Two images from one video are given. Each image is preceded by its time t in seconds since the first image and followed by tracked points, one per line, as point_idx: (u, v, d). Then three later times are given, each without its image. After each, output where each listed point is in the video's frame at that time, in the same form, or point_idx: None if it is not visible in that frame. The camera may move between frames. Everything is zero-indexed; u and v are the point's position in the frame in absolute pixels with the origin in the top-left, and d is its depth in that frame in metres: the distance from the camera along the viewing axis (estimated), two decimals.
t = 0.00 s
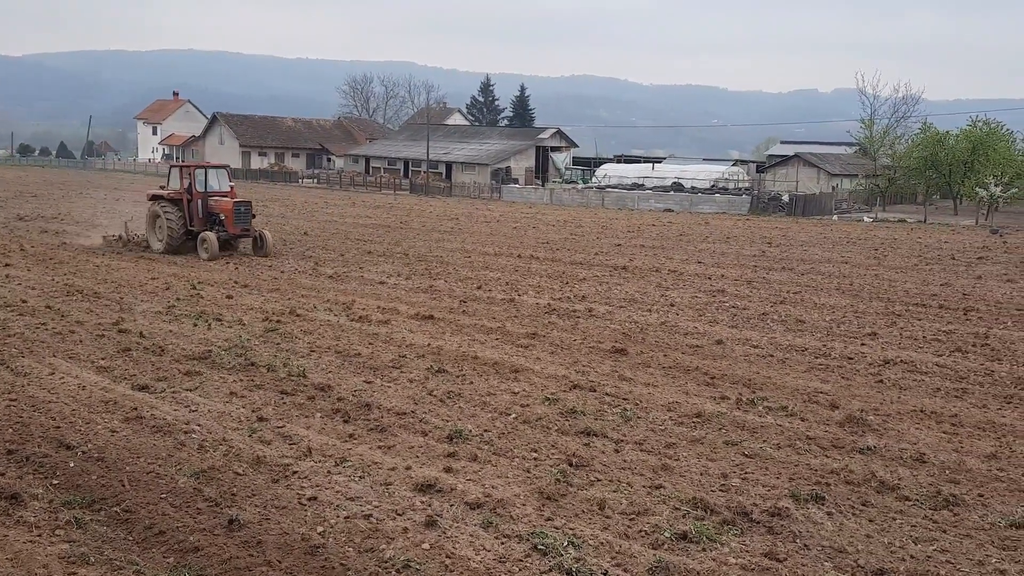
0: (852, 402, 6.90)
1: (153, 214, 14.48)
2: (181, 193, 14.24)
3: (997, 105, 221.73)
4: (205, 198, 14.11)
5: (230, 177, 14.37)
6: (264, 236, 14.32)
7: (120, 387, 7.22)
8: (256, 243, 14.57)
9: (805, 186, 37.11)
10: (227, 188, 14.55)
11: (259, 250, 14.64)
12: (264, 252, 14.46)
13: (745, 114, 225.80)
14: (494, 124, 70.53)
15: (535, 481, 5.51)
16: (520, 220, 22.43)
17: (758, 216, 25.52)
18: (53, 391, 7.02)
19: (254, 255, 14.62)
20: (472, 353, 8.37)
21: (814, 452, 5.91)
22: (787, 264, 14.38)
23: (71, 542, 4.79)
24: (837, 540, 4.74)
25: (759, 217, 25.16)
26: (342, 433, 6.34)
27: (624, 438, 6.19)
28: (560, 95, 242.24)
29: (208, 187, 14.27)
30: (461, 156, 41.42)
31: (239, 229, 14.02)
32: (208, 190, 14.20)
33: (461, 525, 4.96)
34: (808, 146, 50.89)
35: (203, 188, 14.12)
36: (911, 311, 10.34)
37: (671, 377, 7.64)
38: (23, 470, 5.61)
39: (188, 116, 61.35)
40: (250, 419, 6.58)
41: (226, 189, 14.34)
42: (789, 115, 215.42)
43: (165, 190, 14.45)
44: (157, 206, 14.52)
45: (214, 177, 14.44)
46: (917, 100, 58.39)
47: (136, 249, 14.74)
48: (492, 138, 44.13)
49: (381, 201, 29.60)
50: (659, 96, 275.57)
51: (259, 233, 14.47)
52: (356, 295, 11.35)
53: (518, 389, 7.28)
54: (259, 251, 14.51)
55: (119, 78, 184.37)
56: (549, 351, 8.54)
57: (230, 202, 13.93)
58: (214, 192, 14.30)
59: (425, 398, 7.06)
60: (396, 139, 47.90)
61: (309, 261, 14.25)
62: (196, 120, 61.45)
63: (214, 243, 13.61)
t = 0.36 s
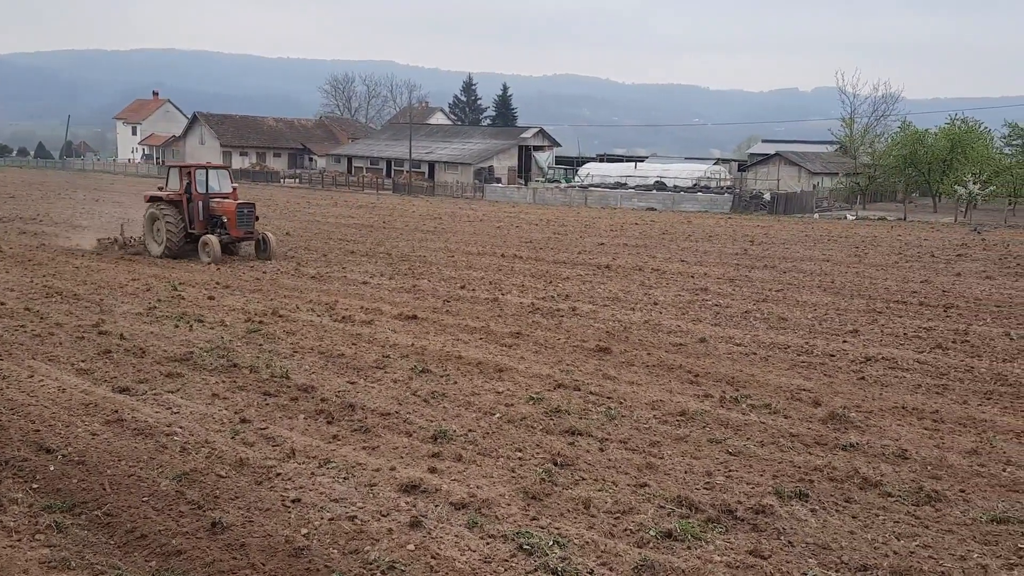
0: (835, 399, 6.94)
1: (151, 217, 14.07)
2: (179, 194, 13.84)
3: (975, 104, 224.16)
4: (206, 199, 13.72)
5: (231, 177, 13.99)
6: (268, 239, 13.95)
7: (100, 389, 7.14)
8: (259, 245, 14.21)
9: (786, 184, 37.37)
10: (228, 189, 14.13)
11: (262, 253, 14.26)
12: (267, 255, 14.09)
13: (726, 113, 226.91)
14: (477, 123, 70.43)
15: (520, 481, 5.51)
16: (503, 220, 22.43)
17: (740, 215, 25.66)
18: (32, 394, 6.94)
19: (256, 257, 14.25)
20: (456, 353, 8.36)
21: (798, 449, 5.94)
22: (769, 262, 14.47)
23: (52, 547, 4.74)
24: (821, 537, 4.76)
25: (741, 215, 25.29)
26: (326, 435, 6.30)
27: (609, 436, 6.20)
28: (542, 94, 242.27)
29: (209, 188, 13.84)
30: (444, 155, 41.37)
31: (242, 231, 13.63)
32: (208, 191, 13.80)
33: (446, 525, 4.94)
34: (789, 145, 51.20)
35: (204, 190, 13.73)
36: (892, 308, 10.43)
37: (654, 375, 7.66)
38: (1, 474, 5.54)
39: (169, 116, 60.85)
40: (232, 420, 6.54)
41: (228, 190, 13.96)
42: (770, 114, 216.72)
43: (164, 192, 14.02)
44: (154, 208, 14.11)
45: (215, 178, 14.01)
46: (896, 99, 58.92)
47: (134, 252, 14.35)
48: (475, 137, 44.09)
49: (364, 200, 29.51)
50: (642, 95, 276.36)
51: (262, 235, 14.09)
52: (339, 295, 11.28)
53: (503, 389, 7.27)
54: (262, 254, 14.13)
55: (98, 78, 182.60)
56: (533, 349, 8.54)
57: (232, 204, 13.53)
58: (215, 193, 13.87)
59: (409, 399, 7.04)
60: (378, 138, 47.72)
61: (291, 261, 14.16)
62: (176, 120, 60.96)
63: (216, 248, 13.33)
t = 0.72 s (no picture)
0: (821, 397, 6.98)
1: (156, 219, 13.67)
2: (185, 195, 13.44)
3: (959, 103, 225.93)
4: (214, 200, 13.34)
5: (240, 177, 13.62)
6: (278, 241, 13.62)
7: (86, 391, 7.09)
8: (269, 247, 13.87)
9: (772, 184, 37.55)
10: (235, 190, 13.76)
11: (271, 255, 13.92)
12: (277, 258, 13.75)
13: (712, 112, 227.64)
14: (464, 123, 70.38)
15: (509, 480, 5.50)
16: (491, 219, 22.42)
17: (727, 214, 25.75)
18: (16, 396, 6.87)
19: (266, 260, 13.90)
20: (445, 352, 8.34)
21: (785, 447, 5.97)
22: (756, 260, 14.54)
23: (38, 550, 4.70)
24: (809, 535, 4.79)
25: (728, 214, 25.38)
26: (314, 435, 6.27)
27: (598, 435, 6.21)
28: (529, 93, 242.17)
29: (216, 189, 13.45)
30: (431, 155, 41.30)
31: (252, 233, 13.29)
32: (216, 192, 13.42)
33: (435, 526, 4.93)
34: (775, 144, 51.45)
35: (211, 190, 13.35)
36: (878, 306, 10.50)
37: (643, 374, 7.68)
38: None
39: (153, 116, 60.44)
40: (219, 421, 6.50)
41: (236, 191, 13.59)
42: (756, 113, 217.70)
43: (168, 192, 13.60)
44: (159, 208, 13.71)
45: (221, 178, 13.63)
46: (881, 99, 59.35)
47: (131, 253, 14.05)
48: (461, 136, 44.06)
49: (350, 200, 29.42)
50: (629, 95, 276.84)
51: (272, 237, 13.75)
52: (326, 295, 11.23)
53: (491, 388, 7.27)
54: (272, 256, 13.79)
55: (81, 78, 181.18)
56: (521, 349, 8.54)
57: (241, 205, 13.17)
58: (222, 194, 13.49)
59: (397, 399, 7.02)
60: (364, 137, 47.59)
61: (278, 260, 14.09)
62: (161, 120, 60.60)
63: (225, 252, 12.99)
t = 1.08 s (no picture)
0: (809, 396, 7.02)
1: (164, 219, 13.35)
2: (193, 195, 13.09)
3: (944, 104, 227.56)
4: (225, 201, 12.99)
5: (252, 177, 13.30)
6: (291, 243, 13.29)
7: (71, 391, 7.03)
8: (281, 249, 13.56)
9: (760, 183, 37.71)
10: (246, 190, 13.42)
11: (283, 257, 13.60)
12: (290, 260, 13.43)
13: (700, 112, 228.27)
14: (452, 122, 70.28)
15: (498, 480, 5.50)
16: (480, 218, 22.39)
17: (715, 213, 25.83)
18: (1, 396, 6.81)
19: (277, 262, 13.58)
20: (433, 352, 8.32)
21: (773, 445, 6.00)
22: (744, 260, 14.58)
23: (23, 551, 4.66)
24: (797, 532, 4.81)
25: (715, 213, 25.47)
26: (302, 435, 6.25)
27: (585, 434, 6.22)
28: (518, 93, 241.98)
29: (227, 189, 13.11)
30: (419, 154, 41.25)
31: (265, 234, 12.95)
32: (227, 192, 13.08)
33: (424, 525, 4.92)
34: (762, 144, 51.66)
35: (222, 190, 13.01)
36: (864, 305, 10.57)
37: (631, 373, 7.71)
38: None
39: (139, 116, 60.06)
40: (206, 422, 6.46)
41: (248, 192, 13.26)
42: (743, 112, 218.63)
43: (177, 193, 13.24)
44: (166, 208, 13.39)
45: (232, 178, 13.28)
46: (868, 99, 59.70)
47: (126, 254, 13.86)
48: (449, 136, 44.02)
49: (338, 200, 29.31)
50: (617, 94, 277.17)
51: (284, 238, 13.42)
52: (314, 295, 11.19)
53: (480, 387, 7.27)
54: (285, 259, 13.46)
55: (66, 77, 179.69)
56: (509, 349, 8.53)
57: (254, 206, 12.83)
58: (234, 194, 13.15)
59: (386, 399, 7.00)
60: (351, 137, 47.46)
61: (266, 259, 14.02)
62: (147, 120, 60.18)
63: (238, 254, 12.67)
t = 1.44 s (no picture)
0: (792, 395, 7.06)
1: (169, 222, 13.02)
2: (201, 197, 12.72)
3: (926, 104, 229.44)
4: (233, 202, 12.60)
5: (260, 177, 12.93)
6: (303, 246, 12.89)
7: (52, 392, 6.96)
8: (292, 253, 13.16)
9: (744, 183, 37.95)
10: (255, 191, 13.06)
11: (294, 260, 13.27)
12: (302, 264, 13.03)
13: (685, 112, 229.00)
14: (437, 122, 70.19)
15: (484, 480, 5.50)
16: (465, 218, 22.35)
17: (700, 213, 25.91)
18: None
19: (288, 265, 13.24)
20: (418, 352, 8.30)
21: (757, 444, 6.03)
22: (729, 259, 14.63)
23: (5, 554, 4.61)
24: (781, 530, 4.84)
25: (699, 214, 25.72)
26: (287, 436, 6.22)
27: (571, 433, 6.23)
28: (503, 92, 241.80)
29: (235, 190, 12.74)
30: (404, 153, 41.16)
31: (276, 237, 12.55)
32: (235, 193, 12.70)
33: (410, 525, 4.91)
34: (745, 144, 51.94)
35: (230, 191, 12.63)
36: (847, 305, 10.64)
37: (616, 372, 7.72)
38: None
39: (120, 114, 59.52)
40: (190, 422, 6.42)
41: (257, 193, 12.88)
42: (727, 113, 219.78)
43: (183, 194, 12.88)
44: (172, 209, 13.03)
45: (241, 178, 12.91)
46: (850, 99, 60.12)
47: (110, 255, 13.68)
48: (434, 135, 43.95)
49: (322, 199, 29.17)
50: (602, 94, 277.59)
51: (296, 241, 13.08)
52: (298, 295, 11.13)
53: (466, 387, 7.26)
54: (296, 262, 13.12)
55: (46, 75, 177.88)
56: (495, 348, 8.52)
57: (265, 207, 12.43)
58: (242, 195, 12.76)
59: (371, 399, 6.98)
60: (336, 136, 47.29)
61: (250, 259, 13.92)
62: (128, 117, 59.60)
63: (248, 258, 12.39)
